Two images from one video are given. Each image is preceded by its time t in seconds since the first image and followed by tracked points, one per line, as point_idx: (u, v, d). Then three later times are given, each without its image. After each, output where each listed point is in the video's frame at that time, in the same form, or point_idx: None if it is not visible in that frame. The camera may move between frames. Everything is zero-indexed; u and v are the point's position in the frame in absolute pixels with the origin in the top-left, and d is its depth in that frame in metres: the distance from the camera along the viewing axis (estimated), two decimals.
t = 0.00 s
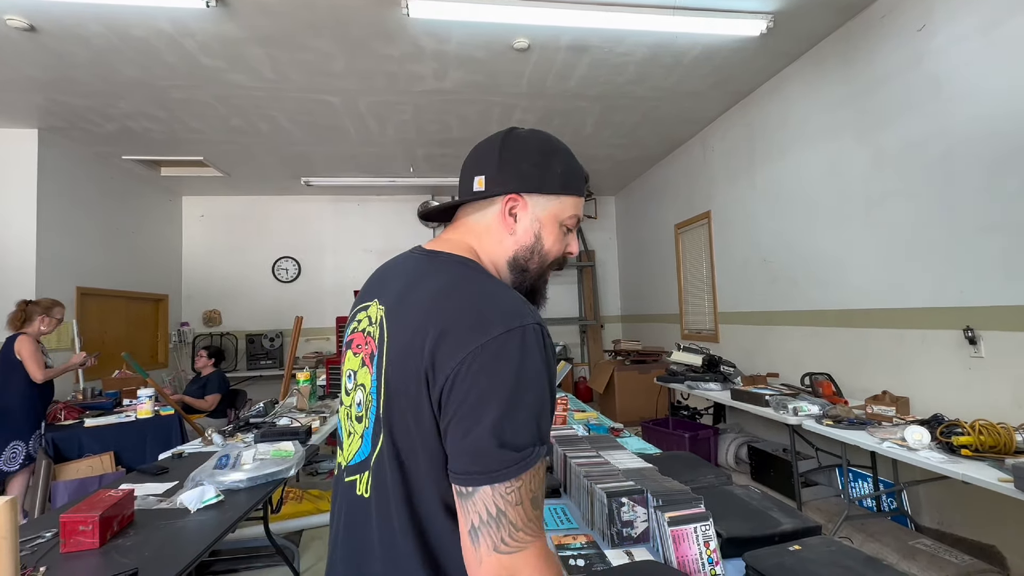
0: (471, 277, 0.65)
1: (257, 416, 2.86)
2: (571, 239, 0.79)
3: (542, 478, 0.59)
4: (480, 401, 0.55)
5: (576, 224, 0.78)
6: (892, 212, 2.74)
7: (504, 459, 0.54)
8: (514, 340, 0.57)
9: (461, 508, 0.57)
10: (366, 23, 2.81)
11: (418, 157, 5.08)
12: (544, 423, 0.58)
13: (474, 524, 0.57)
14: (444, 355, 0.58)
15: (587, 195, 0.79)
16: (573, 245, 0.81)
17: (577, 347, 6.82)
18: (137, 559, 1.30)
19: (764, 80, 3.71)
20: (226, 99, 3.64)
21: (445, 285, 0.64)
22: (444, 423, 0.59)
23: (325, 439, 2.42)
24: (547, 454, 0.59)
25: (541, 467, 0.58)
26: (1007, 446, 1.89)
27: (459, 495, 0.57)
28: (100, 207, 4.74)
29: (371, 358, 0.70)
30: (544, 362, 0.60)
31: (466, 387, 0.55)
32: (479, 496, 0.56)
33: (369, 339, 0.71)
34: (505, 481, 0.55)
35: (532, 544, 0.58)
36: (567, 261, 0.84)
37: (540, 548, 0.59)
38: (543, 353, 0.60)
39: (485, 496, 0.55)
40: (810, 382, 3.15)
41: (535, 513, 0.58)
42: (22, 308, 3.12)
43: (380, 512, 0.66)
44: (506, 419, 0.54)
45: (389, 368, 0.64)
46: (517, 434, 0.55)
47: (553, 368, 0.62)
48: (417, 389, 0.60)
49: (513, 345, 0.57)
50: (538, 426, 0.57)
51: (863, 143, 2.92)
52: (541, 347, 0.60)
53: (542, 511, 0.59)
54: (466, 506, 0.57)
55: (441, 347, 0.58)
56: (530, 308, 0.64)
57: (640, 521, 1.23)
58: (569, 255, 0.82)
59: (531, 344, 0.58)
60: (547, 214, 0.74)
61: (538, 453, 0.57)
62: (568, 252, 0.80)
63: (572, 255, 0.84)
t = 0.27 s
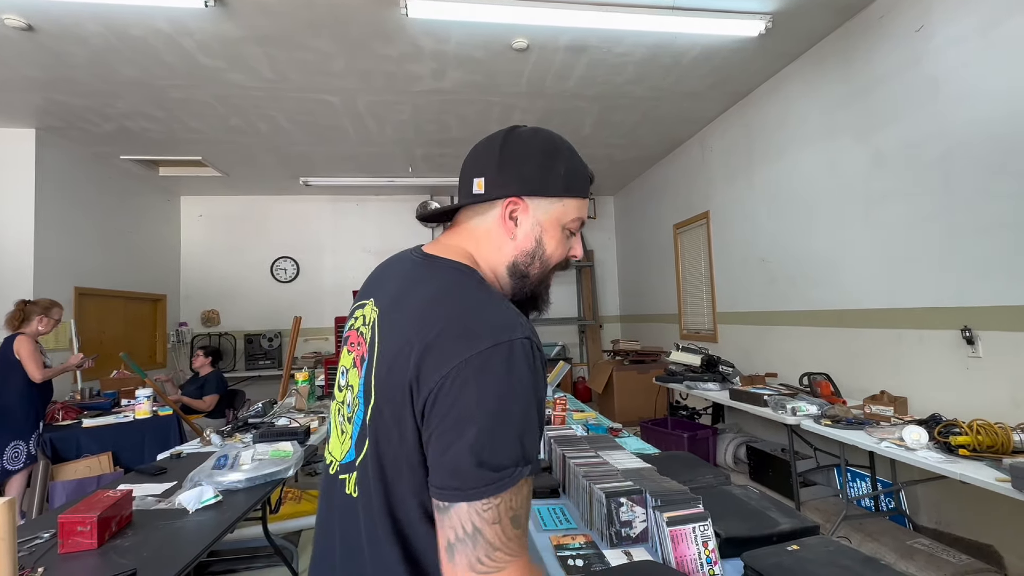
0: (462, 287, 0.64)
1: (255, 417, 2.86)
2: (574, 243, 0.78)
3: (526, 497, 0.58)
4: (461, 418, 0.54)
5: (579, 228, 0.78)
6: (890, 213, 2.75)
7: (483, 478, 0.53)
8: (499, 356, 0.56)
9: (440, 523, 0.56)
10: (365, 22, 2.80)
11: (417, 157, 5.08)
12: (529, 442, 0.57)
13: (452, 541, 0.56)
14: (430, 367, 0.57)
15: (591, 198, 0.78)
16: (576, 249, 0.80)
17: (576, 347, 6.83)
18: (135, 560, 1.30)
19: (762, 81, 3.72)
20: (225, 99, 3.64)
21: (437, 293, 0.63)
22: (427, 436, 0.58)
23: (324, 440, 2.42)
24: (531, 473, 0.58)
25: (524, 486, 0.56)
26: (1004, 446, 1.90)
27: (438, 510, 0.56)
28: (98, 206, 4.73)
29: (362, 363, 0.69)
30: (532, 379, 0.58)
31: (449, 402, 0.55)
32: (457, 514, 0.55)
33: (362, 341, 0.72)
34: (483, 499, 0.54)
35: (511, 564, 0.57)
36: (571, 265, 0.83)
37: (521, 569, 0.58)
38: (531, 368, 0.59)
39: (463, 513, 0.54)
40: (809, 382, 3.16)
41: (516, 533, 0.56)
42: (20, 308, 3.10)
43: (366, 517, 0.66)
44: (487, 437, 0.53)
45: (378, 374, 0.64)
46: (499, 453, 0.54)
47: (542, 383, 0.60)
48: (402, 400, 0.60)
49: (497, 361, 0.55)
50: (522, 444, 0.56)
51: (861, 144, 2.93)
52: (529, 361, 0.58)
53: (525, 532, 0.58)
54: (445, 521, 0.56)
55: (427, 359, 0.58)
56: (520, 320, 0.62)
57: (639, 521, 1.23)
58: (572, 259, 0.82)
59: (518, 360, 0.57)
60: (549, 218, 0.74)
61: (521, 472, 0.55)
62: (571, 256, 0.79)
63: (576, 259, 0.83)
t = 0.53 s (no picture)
0: (447, 289, 0.65)
1: (254, 416, 2.86)
2: (556, 248, 0.79)
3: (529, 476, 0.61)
4: (464, 418, 0.56)
5: (560, 233, 0.79)
6: (888, 214, 2.75)
7: (493, 469, 0.56)
8: (492, 356, 0.58)
9: (464, 523, 0.58)
10: (364, 23, 2.81)
11: (416, 157, 5.08)
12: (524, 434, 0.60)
13: (481, 537, 0.58)
14: (423, 370, 0.58)
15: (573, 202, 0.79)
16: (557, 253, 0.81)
17: (575, 347, 6.83)
18: (133, 561, 1.30)
19: (761, 82, 3.73)
20: (224, 99, 3.64)
21: (424, 295, 0.64)
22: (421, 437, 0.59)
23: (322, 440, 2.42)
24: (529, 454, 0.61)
25: (531, 472, 0.61)
26: (1001, 446, 1.90)
27: (460, 511, 0.58)
28: (96, 206, 4.73)
29: (347, 364, 0.70)
30: (522, 377, 0.61)
31: (446, 401, 0.56)
32: (485, 512, 0.57)
33: (347, 342, 0.72)
34: (505, 490, 0.57)
35: (531, 539, 0.61)
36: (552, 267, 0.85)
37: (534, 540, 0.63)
38: (519, 367, 0.61)
39: (489, 508, 0.57)
40: (807, 383, 3.16)
41: (533, 515, 0.61)
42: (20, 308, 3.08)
43: (347, 523, 0.65)
44: (487, 429, 0.56)
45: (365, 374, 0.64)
46: (500, 443, 0.57)
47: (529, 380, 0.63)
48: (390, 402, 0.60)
49: (491, 360, 0.57)
50: (522, 439, 0.59)
51: (858, 145, 2.94)
52: (516, 361, 0.61)
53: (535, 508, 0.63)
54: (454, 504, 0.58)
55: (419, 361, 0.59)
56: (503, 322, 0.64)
57: (637, 521, 1.23)
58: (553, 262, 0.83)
59: (509, 359, 0.59)
60: (532, 223, 0.75)
61: (526, 461, 0.59)
62: (553, 259, 0.81)
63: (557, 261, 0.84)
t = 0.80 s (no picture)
0: (410, 282, 0.67)
1: (253, 415, 2.86)
2: (502, 228, 0.78)
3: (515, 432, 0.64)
4: (443, 390, 0.58)
5: (504, 213, 0.78)
6: (887, 215, 2.76)
7: (480, 431, 0.59)
8: (459, 334, 0.60)
9: (467, 479, 0.61)
10: (364, 23, 2.81)
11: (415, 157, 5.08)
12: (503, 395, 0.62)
13: (486, 487, 0.62)
14: (395, 356, 0.60)
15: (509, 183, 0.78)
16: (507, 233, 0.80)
17: (575, 347, 6.83)
18: (133, 560, 1.30)
19: (760, 82, 3.73)
20: (223, 98, 3.64)
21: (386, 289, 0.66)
22: (399, 417, 0.61)
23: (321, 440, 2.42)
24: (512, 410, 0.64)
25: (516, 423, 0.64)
26: (999, 447, 1.90)
27: (460, 469, 0.60)
28: (96, 205, 4.73)
29: (315, 363, 0.71)
30: (489, 347, 0.64)
31: (424, 378, 0.58)
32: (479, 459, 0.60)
33: (315, 343, 0.74)
34: (499, 441, 0.61)
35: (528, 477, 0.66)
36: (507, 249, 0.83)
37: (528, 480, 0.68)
38: (485, 339, 0.64)
39: (490, 459, 0.61)
40: (806, 383, 3.17)
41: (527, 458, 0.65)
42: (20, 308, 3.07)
43: (328, 512, 0.66)
44: (465, 391, 0.58)
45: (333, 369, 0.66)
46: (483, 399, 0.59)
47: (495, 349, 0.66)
48: (363, 390, 0.62)
49: (458, 338, 0.60)
50: (501, 398, 0.62)
51: (857, 146, 2.95)
52: (481, 334, 0.63)
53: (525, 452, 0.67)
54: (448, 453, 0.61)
55: (388, 347, 0.60)
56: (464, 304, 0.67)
57: (635, 521, 1.24)
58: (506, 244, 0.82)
59: (476, 332, 0.62)
60: (468, 212, 0.74)
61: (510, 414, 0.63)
62: (503, 241, 0.80)
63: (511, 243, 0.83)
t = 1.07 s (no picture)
0: (335, 278, 0.72)
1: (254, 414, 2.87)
2: (428, 220, 0.80)
3: (423, 414, 0.63)
4: (338, 368, 0.61)
5: (428, 205, 0.80)
6: (888, 216, 2.76)
7: (374, 405, 0.60)
8: (365, 315, 0.64)
9: (358, 457, 0.61)
10: (366, 22, 2.81)
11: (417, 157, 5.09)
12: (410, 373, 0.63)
13: (373, 467, 0.61)
14: (305, 342, 0.64)
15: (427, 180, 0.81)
16: (434, 225, 0.82)
17: (575, 347, 6.84)
18: (134, 557, 1.30)
19: (761, 83, 3.73)
20: (225, 97, 3.64)
21: (314, 285, 0.72)
22: (309, 398, 0.65)
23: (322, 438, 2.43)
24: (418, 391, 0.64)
25: (422, 404, 0.63)
26: (999, 448, 1.91)
27: (349, 446, 0.61)
28: (98, 203, 4.73)
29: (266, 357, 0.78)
30: (398, 329, 0.66)
31: (325, 358, 0.62)
32: (374, 438, 0.60)
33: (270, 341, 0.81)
34: (388, 416, 0.60)
35: (432, 462, 0.63)
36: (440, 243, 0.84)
37: (440, 467, 0.64)
38: (394, 322, 0.66)
39: (376, 436, 0.60)
40: (806, 384, 3.17)
41: (431, 442, 0.63)
42: (19, 309, 3.07)
43: (268, 496, 0.70)
44: (360, 365, 0.61)
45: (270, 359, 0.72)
46: (379, 376, 0.61)
47: (410, 334, 0.68)
48: (283, 376, 0.67)
49: (363, 318, 0.63)
50: (404, 376, 0.63)
51: (858, 148, 2.95)
52: (391, 318, 0.66)
53: (439, 437, 0.65)
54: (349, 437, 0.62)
55: (301, 334, 0.65)
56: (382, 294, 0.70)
57: (635, 521, 1.24)
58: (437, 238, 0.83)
59: (381, 314, 0.65)
60: (390, 209, 0.76)
61: (411, 393, 0.62)
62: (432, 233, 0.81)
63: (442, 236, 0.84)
